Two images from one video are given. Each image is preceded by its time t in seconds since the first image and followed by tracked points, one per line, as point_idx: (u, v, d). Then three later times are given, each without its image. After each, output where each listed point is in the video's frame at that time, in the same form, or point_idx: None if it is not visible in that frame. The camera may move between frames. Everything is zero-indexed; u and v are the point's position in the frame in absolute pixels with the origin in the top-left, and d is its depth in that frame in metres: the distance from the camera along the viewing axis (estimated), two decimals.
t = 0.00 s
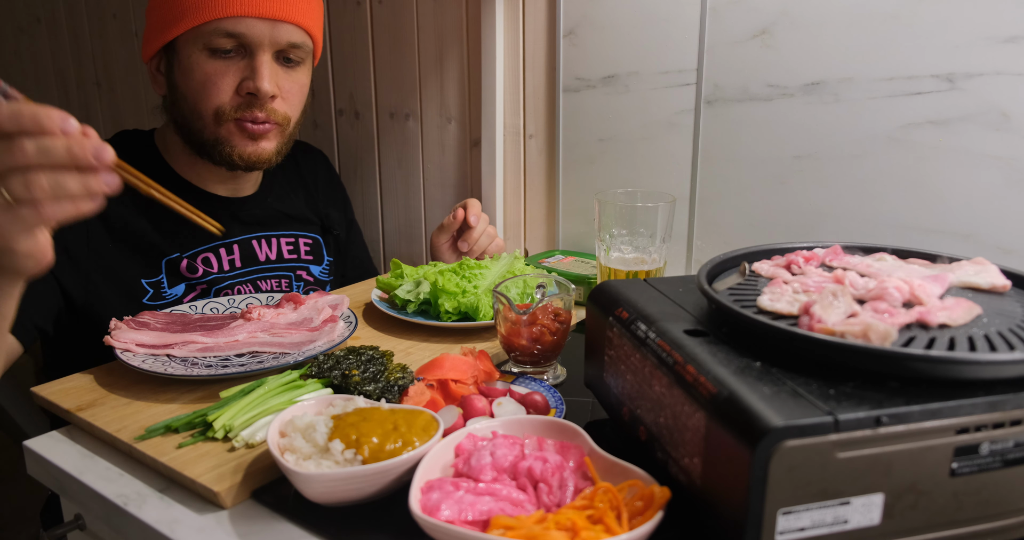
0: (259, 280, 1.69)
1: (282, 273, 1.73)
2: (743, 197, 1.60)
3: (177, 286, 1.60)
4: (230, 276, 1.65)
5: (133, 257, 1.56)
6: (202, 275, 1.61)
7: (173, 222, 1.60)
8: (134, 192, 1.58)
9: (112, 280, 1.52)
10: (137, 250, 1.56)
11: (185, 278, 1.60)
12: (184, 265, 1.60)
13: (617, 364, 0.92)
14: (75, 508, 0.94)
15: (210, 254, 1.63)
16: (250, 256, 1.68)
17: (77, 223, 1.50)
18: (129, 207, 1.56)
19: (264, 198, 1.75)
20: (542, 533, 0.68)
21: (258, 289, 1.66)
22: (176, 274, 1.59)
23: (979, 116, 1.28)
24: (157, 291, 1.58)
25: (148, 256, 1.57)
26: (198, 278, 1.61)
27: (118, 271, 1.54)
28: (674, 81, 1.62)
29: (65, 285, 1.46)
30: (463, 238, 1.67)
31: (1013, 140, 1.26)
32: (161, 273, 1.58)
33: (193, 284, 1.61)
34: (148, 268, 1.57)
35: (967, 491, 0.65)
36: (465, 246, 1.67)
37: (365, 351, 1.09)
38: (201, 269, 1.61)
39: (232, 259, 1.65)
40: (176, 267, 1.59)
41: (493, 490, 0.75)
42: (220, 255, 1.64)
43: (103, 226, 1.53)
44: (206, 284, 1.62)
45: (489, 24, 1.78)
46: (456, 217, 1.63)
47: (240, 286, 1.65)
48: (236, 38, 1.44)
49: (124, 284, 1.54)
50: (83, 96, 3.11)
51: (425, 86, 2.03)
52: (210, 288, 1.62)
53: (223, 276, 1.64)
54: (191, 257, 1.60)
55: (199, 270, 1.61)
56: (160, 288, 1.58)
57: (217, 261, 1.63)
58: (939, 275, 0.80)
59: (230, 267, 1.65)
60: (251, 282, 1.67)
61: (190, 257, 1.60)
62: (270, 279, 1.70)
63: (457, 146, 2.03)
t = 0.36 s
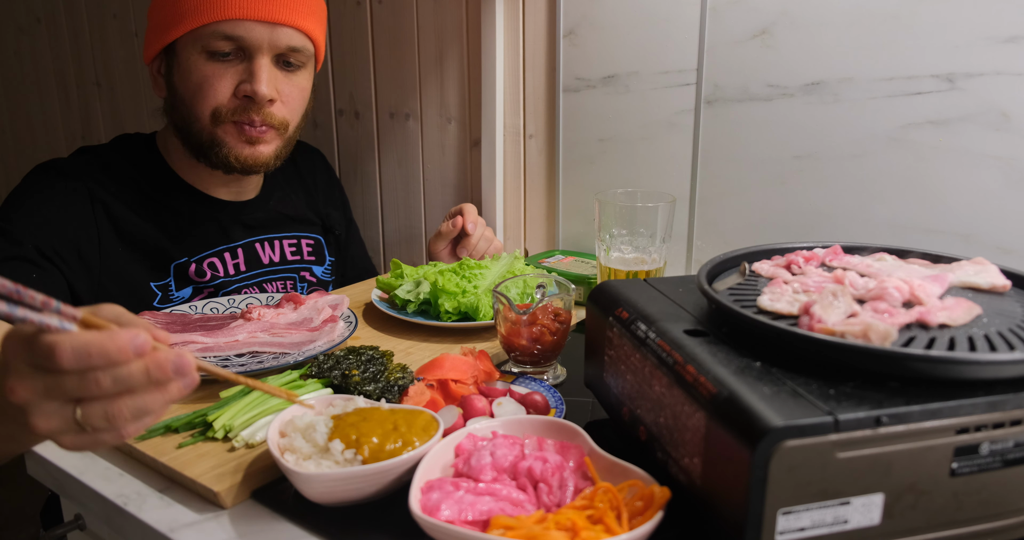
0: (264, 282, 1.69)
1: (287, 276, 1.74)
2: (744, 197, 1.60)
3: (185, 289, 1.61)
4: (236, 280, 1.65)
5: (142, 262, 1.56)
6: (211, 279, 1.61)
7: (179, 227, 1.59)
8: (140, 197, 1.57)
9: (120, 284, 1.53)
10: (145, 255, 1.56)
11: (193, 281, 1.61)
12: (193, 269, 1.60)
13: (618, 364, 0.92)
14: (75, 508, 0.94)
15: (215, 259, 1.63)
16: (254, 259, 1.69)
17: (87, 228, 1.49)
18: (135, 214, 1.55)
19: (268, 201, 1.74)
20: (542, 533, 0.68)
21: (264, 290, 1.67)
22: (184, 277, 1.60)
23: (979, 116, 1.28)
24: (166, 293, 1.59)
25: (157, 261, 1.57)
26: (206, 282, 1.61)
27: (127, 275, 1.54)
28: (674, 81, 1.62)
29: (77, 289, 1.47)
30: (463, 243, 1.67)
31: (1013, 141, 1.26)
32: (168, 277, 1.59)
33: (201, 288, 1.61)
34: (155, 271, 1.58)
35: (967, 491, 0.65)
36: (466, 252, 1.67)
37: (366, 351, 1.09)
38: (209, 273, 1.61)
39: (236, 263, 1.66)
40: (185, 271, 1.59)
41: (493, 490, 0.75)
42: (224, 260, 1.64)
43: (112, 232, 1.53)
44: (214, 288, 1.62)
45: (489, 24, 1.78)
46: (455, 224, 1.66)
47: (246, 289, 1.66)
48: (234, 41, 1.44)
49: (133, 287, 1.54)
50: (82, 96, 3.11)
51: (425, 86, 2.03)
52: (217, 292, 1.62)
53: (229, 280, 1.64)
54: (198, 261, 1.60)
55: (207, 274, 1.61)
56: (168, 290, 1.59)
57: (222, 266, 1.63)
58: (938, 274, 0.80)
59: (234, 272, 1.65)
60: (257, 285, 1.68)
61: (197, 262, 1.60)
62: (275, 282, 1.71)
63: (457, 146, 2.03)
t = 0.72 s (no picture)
0: (264, 283, 1.70)
1: (286, 276, 1.74)
2: (744, 197, 1.60)
3: (186, 287, 1.61)
4: (237, 281, 1.65)
5: (143, 260, 1.56)
6: (211, 279, 1.62)
7: (181, 225, 1.59)
8: (143, 194, 1.57)
9: (122, 281, 1.53)
10: (146, 252, 1.56)
11: (194, 280, 1.61)
12: (195, 269, 1.60)
13: (617, 364, 0.92)
14: (75, 508, 0.94)
15: (215, 259, 1.63)
16: (253, 260, 1.69)
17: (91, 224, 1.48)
18: (138, 210, 1.55)
19: (265, 202, 1.75)
20: (542, 533, 0.68)
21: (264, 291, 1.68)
22: (186, 276, 1.60)
23: (979, 116, 1.28)
24: (167, 292, 1.59)
25: (159, 259, 1.57)
26: (207, 282, 1.61)
27: (129, 272, 1.53)
28: (674, 81, 1.62)
29: (78, 285, 1.47)
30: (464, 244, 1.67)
31: (1013, 140, 1.26)
32: (170, 275, 1.59)
33: (202, 287, 1.62)
34: (157, 269, 1.58)
35: (967, 491, 0.65)
36: (467, 254, 1.67)
37: (366, 351, 1.09)
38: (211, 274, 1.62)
39: (235, 264, 1.66)
40: (186, 270, 1.60)
41: (493, 490, 0.75)
42: (224, 261, 1.64)
43: (116, 227, 1.52)
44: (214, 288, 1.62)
45: (489, 24, 1.78)
46: (455, 226, 1.65)
47: (246, 289, 1.66)
48: (228, 42, 1.44)
49: (134, 285, 1.54)
50: (82, 96, 3.11)
51: (425, 86, 2.03)
52: (218, 291, 1.62)
53: (230, 281, 1.64)
54: (200, 261, 1.60)
55: (208, 274, 1.61)
56: (169, 289, 1.59)
57: (222, 266, 1.63)
58: (938, 275, 0.80)
59: (234, 273, 1.65)
60: (257, 286, 1.68)
61: (199, 261, 1.60)
62: (275, 282, 1.72)
63: (457, 146, 2.03)
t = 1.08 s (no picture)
0: (264, 282, 1.70)
1: (288, 275, 1.75)
2: (744, 197, 1.60)
3: (188, 286, 1.60)
4: (238, 280, 1.66)
5: (146, 257, 1.56)
6: (214, 277, 1.62)
7: (184, 222, 1.60)
8: (145, 193, 1.57)
9: (124, 279, 1.52)
10: (149, 250, 1.56)
11: (196, 279, 1.61)
12: (198, 267, 1.60)
13: (617, 364, 0.92)
14: (75, 508, 0.94)
15: (216, 259, 1.63)
16: (254, 259, 1.69)
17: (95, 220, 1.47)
18: (142, 207, 1.56)
19: (265, 201, 1.75)
20: (543, 533, 0.68)
21: (265, 291, 1.67)
22: (189, 273, 1.60)
23: (979, 116, 1.28)
24: (168, 290, 1.58)
25: (162, 257, 1.57)
26: (209, 281, 1.62)
27: (132, 269, 1.53)
28: (674, 81, 1.62)
29: (81, 283, 1.44)
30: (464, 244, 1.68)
31: (1013, 140, 1.26)
32: (172, 273, 1.59)
33: (205, 285, 1.62)
34: (159, 268, 1.58)
35: (967, 491, 0.65)
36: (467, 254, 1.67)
37: (366, 351, 1.09)
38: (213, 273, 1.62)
39: (236, 264, 1.66)
40: (189, 268, 1.60)
41: (493, 490, 0.75)
42: (225, 261, 1.64)
43: (119, 224, 1.52)
44: (217, 287, 1.63)
45: (489, 24, 1.78)
46: (456, 226, 1.66)
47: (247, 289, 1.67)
48: (228, 43, 1.44)
49: (136, 282, 1.53)
50: (83, 96, 3.11)
51: (425, 86, 2.03)
52: (221, 290, 1.63)
53: (232, 280, 1.65)
54: (204, 259, 1.61)
55: (211, 273, 1.62)
56: (172, 286, 1.59)
57: (222, 266, 1.63)
58: (938, 275, 0.80)
59: (234, 272, 1.65)
60: (258, 285, 1.68)
61: (201, 260, 1.61)
62: (275, 282, 1.72)
63: (457, 146, 2.03)
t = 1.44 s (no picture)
0: (264, 282, 1.70)
1: (287, 275, 1.74)
2: (743, 198, 1.60)
3: (188, 286, 1.60)
4: (237, 280, 1.66)
5: (145, 258, 1.56)
6: (212, 277, 1.62)
7: (184, 223, 1.60)
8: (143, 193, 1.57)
9: (123, 280, 1.52)
10: (148, 250, 1.56)
11: (195, 279, 1.61)
12: (197, 268, 1.60)
13: (617, 364, 0.92)
14: (75, 508, 0.95)
15: (215, 260, 1.63)
16: (252, 260, 1.69)
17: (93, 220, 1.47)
18: (140, 207, 1.55)
19: (265, 201, 1.74)
20: (542, 533, 0.68)
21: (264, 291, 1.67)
22: (187, 274, 1.60)
23: (979, 116, 1.28)
24: (168, 291, 1.58)
25: (160, 257, 1.57)
26: (209, 281, 1.62)
27: (132, 269, 1.53)
28: (674, 81, 1.62)
29: (80, 284, 1.44)
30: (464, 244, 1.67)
31: (1013, 140, 1.26)
32: (172, 273, 1.59)
33: (204, 285, 1.62)
34: (157, 268, 1.58)
35: (967, 491, 0.65)
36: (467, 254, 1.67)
37: (366, 351, 1.09)
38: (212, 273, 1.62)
39: (235, 264, 1.66)
40: (188, 269, 1.60)
41: (493, 490, 0.75)
42: (224, 261, 1.64)
43: (118, 225, 1.52)
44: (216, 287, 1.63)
45: (489, 24, 1.78)
46: (456, 226, 1.65)
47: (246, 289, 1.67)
48: (226, 43, 1.44)
49: (135, 283, 1.53)
50: (83, 97, 3.11)
51: (425, 86, 2.03)
52: (220, 290, 1.63)
53: (231, 280, 1.64)
54: (203, 259, 1.61)
55: (210, 273, 1.62)
56: (170, 287, 1.59)
57: (222, 266, 1.63)
58: (939, 275, 0.80)
59: (234, 273, 1.65)
60: (257, 286, 1.68)
61: (201, 260, 1.61)
62: (275, 282, 1.72)
63: (457, 146, 2.03)
